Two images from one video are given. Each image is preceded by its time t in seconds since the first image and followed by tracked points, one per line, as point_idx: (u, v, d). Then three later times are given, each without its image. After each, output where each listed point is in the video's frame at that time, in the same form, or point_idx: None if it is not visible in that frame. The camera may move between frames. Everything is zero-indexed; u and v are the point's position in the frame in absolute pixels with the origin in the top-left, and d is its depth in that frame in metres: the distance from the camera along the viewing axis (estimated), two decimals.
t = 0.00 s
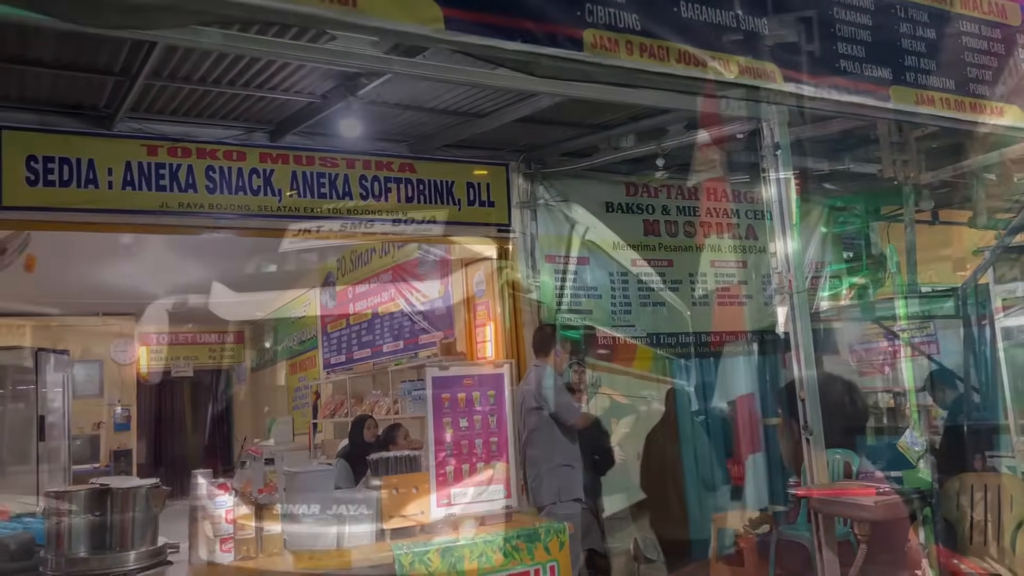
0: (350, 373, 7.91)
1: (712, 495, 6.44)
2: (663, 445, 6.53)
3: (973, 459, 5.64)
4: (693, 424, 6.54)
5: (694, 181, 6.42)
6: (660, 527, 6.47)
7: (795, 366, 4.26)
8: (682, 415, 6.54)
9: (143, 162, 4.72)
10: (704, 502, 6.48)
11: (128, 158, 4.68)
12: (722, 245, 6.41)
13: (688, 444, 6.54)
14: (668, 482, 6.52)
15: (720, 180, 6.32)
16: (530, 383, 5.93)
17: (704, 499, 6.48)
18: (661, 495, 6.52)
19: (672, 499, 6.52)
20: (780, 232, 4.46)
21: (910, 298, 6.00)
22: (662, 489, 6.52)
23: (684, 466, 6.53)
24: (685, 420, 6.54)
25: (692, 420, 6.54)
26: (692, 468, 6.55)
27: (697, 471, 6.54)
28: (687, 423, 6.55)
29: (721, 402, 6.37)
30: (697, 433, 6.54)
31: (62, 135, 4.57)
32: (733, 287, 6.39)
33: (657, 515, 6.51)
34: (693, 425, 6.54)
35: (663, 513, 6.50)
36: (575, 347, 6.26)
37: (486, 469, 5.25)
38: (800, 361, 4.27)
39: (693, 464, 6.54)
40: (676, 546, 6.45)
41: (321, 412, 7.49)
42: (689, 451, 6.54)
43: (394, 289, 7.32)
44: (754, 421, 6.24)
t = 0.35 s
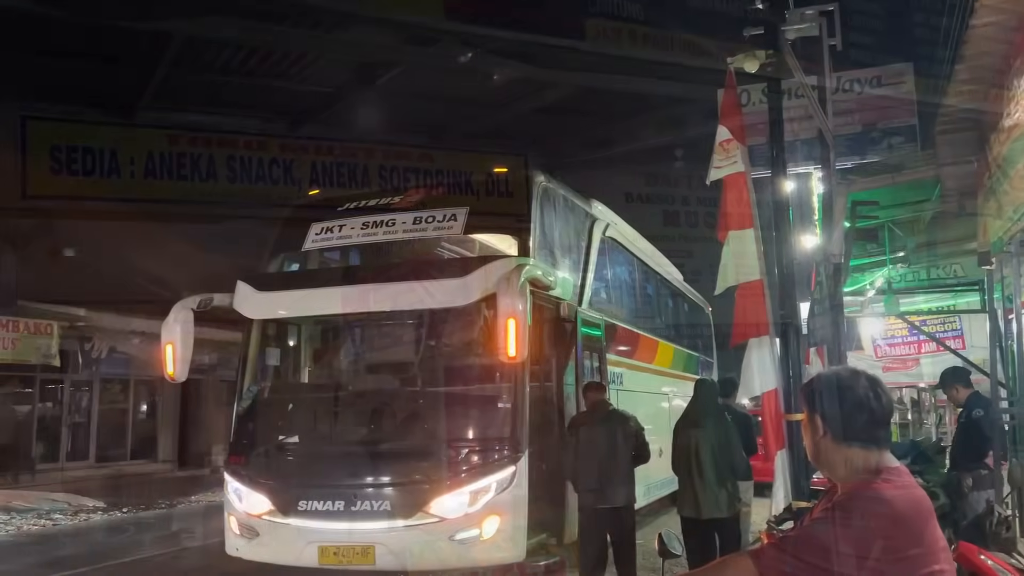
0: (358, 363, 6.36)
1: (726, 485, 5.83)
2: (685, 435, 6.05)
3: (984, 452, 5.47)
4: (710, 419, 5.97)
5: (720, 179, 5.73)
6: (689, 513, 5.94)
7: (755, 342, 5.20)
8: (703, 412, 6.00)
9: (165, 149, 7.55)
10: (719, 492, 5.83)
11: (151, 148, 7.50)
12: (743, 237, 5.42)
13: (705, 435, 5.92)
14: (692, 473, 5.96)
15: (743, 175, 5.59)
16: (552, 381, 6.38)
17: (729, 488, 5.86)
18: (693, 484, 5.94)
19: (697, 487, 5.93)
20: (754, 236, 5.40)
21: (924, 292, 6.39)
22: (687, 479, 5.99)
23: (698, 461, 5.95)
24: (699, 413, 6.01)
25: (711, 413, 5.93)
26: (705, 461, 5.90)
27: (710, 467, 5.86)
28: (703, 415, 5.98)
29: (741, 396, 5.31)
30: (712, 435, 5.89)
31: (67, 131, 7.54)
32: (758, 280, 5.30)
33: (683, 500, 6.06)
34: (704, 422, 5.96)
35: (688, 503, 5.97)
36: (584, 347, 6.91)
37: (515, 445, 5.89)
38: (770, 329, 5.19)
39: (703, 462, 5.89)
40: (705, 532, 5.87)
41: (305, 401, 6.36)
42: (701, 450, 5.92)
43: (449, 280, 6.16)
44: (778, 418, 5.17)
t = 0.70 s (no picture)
0: (381, 357, 6.76)
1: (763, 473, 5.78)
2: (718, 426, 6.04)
3: (989, 444, 5.30)
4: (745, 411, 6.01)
5: (741, 172, 5.72)
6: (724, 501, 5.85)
7: (779, 335, 5.22)
8: (736, 405, 6.04)
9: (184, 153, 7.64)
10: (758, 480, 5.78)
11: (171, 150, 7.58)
12: (765, 230, 5.42)
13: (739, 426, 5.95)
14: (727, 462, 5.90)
15: (766, 167, 5.57)
16: (574, 375, 6.53)
17: (763, 477, 5.82)
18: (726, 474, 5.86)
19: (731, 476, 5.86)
20: (776, 229, 5.40)
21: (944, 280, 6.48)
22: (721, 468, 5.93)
23: (732, 451, 5.92)
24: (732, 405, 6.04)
25: (744, 406, 5.99)
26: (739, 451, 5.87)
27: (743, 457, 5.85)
28: (735, 407, 6.03)
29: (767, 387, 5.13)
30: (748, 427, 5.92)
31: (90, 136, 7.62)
32: (781, 274, 5.29)
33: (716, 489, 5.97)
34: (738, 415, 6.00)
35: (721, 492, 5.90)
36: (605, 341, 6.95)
37: (537, 441, 5.87)
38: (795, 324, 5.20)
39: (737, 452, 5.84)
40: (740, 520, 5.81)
41: (329, 397, 6.41)
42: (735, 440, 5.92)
43: (460, 276, 5.98)
44: (804, 411, 5.16)
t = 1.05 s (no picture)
0: (403, 352, 6.69)
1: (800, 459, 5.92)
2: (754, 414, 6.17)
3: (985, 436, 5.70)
4: (779, 400, 6.17)
5: (763, 163, 5.68)
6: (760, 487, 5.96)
7: (802, 327, 5.21)
8: (769, 394, 6.20)
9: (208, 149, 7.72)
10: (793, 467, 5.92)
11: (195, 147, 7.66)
12: (788, 222, 5.39)
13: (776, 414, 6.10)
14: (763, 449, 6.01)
15: (788, 157, 5.52)
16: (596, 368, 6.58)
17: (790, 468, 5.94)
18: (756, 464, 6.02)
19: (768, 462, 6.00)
20: (800, 220, 5.36)
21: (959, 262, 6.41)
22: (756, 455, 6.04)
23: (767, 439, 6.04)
24: (767, 394, 6.19)
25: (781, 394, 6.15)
26: (776, 438, 6.00)
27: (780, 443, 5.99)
28: (770, 396, 6.18)
29: (789, 378, 5.18)
30: (785, 415, 6.08)
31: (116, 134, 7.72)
32: (804, 265, 5.27)
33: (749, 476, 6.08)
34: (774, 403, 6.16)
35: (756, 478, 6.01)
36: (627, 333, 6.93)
37: (559, 433, 5.88)
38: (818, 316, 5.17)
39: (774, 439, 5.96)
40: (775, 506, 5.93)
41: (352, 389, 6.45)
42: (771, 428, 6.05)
43: (483, 269, 5.99)
44: (828, 403, 5.16)
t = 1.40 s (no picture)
0: (423, 342, 6.77)
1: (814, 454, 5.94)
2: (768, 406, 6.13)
3: None
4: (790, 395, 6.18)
5: (785, 152, 5.65)
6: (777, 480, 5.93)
7: (823, 317, 5.16)
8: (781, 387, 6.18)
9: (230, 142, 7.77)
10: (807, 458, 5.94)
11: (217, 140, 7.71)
12: (810, 210, 5.35)
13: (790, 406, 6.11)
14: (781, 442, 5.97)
15: (811, 145, 5.47)
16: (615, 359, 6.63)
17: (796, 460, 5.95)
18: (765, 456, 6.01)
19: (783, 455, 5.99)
20: (822, 208, 5.32)
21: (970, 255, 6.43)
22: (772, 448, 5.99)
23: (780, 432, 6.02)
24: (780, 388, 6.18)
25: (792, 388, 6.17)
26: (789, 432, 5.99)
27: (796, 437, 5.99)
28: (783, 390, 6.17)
29: (808, 369, 5.20)
30: (800, 408, 6.09)
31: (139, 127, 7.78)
32: (827, 254, 5.22)
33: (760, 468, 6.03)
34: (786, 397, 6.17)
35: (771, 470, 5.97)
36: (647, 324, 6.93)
37: (580, 422, 5.88)
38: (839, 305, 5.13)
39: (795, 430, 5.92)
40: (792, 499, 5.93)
41: (374, 379, 6.48)
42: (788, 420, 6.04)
43: (504, 259, 5.98)
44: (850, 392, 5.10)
